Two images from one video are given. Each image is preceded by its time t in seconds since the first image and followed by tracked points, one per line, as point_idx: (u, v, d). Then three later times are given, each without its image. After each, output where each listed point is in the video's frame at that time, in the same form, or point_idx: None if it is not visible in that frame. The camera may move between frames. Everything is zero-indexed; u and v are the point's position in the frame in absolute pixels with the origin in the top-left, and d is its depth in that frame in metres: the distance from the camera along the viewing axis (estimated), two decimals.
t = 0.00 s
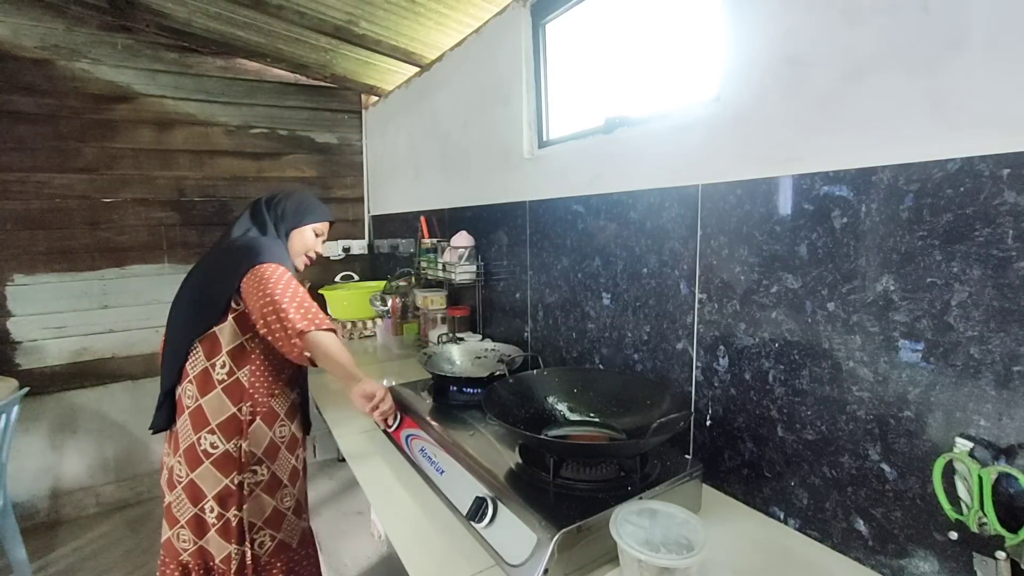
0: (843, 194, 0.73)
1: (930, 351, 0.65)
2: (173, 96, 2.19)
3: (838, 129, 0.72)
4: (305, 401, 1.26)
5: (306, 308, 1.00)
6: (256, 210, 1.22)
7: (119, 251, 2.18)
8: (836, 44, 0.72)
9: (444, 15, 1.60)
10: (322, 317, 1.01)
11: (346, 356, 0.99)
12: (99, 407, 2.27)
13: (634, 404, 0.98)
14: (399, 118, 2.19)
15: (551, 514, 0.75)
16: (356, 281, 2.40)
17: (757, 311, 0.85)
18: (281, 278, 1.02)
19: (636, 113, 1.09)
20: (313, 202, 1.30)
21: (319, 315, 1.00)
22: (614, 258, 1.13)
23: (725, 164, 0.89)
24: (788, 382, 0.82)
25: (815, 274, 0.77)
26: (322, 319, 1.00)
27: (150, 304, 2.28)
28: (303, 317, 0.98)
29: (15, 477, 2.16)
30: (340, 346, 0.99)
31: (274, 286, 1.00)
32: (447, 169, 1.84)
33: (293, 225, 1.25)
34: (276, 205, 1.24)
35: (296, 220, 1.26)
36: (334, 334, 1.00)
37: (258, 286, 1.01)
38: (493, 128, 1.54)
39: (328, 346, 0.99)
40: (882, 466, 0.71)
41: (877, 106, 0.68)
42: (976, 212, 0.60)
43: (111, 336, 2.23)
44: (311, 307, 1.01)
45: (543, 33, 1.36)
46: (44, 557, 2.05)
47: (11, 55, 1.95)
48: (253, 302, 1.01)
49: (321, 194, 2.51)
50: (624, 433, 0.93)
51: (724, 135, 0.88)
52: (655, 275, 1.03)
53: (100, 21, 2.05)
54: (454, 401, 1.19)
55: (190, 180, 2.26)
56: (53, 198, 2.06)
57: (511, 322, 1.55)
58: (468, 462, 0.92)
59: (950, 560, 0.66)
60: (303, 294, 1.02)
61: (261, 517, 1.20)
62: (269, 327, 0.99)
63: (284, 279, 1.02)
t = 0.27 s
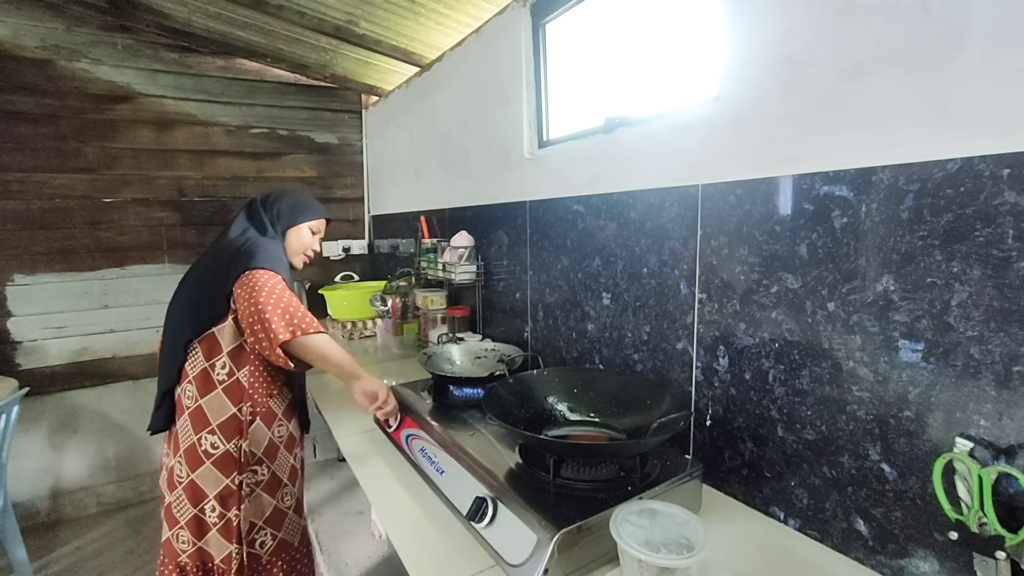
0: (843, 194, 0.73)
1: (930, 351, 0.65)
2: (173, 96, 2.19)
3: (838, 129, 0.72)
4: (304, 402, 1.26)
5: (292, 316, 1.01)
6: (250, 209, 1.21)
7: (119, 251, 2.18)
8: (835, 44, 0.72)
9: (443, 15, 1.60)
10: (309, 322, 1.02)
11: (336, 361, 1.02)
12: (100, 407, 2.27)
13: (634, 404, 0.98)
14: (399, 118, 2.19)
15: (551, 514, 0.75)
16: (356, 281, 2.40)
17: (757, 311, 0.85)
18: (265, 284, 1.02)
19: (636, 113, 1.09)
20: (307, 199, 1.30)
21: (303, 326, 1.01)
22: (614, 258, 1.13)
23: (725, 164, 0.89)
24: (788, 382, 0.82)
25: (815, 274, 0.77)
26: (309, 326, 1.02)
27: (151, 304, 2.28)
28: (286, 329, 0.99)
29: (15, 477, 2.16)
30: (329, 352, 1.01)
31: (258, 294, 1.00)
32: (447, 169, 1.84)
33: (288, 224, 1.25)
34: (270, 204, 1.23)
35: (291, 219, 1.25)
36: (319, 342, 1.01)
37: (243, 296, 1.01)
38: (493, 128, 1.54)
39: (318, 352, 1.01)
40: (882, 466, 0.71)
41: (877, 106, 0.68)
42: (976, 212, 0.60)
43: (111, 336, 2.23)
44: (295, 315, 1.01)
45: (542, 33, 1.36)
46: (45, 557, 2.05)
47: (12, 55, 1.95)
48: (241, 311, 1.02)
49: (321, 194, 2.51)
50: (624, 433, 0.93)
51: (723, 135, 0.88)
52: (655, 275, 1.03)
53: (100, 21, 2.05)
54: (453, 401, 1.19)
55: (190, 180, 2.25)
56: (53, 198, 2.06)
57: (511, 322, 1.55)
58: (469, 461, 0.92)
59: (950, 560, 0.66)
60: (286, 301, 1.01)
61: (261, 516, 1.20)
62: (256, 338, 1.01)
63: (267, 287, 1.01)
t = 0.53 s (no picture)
0: (842, 194, 0.73)
1: (930, 351, 0.65)
2: (173, 96, 2.19)
3: (838, 129, 0.72)
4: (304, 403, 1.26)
5: (293, 319, 1.01)
6: (249, 209, 1.21)
7: (119, 251, 2.18)
8: (835, 44, 0.72)
9: (444, 15, 1.60)
10: (310, 325, 1.02)
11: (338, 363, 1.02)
12: (100, 407, 2.27)
13: (634, 404, 0.98)
14: (399, 118, 2.19)
15: (551, 514, 0.75)
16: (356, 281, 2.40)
17: (757, 311, 0.85)
18: (265, 287, 1.01)
19: (636, 113, 1.09)
20: (305, 198, 1.30)
21: (301, 329, 1.01)
22: (614, 258, 1.13)
23: (725, 164, 0.89)
24: (788, 382, 0.82)
25: (815, 274, 0.77)
26: (310, 329, 1.02)
27: (151, 304, 2.28)
28: (285, 332, 0.99)
29: (15, 477, 2.16)
30: (330, 355, 1.02)
31: (258, 297, 1.00)
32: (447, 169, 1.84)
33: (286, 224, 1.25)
34: (269, 202, 1.23)
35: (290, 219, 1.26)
36: (319, 344, 1.02)
37: (243, 298, 1.01)
38: (493, 128, 1.54)
39: (319, 354, 1.02)
40: (882, 466, 0.71)
41: (876, 107, 0.68)
42: (976, 212, 0.60)
43: (111, 336, 2.23)
44: (294, 318, 1.01)
45: (542, 33, 1.36)
46: (45, 557, 2.05)
47: (12, 55, 1.95)
48: (241, 314, 1.02)
49: (321, 194, 2.51)
50: (624, 433, 0.93)
51: (723, 135, 0.88)
52: (655, 275, 1.03)
53: (100, 21, 2.05)
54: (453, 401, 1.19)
55: (190, 180, 2.25)
56: (53, 198, 2.06)
57: (511, 322, 1.55)
58: (469, 461, 0.92)
59: (950, 560, 0.66)
60: (285, 304, 1.01)
61: (263, 517, 1.20)
62: (256, 341, 1.01)
63: (266, 289, 1.01)
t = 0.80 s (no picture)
0: (842, 194, 0.73)
1: (930, 351, 0.65)
2: (173, 96, 2.19)
3: (838, 129, 0.72)
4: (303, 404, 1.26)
5: (291, 320, 1.01)
6: (248, 208, 1.21)
7: (119, 251, 2.18)
8: (835, 44, 0.72)
9: (444, 15, 1.60)
10: (309, 326, 1.03)
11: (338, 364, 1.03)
12: (100, 407, 2.27)
13: (634, 404, 0.98)
14: (399, 118, 2.19)
15: (551, 513, 0.75)
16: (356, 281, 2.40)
17: (757, 311, 0.85)
18: (264, 289, 1.01)
19: (636, 113, 1.09)
20: (306, 198, 1.30)
21: (299, 331, 1.01)
22: (614, 258, 1.13)
23: (724, 164, 0.89)
24: (788, 382, 0.82)
25: (815, 274, 0.77)
26: (309, 330, 1.02)
27: (151, 304, 2.28)
28: (282, 334, 0.99)
29: (15, 477, 2.16)
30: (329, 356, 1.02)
31: (257, 299, 1.00)
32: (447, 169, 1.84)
33: (286, 224, 1.25)
34: (269, 202, 1.23)
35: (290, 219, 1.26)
36: (317, 346, 1.02)
37: (241, 299, 1.01)
38: (493, 128, 1.54)
39: (319, 355, 1.02)
40: (882, 466, 0.71)
41: (876, 107, 0.68)
42: (976, 212, 0.60)
43: (111, 336, 2.23)
44: (293, 319, 1.01)
45: (542, 33, 1.36)
46: (45, 557, 2.05)
47: (12, 55, 1.95)
48: (240, 316, 1.02)
49: (321, 194, 2.51)
50: (624, 433, 0.93)
51: (723, 135, 0.89)
52: (655, 275, 1.03)
53: (100, 21, 2.05)
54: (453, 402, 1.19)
55: (190, 180, 2.25)
56: (54, 198, 2.06)
57: (511, 322, 1.55)
58: (469, 462, 0.92)
59: (950, 560, 0.66)
60: (283, 305, 1.01)
61: (262, 519, 1.20)
62: (254, 342, 1.01)
63: (264, 291, 1.01)
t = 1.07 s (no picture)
0: (843, 194, 0.73)
1: (930, 351, 0.65)
2: (173, 96, 2.19)
3: (838, 129, 0.72)
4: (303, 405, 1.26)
5: (290, 323, 1.01)
6: (248, 209, 1.21)
7: (119, 251, 2.18)
8: (835, 44, 0.72)
9: (444, 15, 1.60)
10: (309, 329, 1.03)
11: (337, 367, 1.03)
12: (100, 407, 2.27)
13: (634, 404, 0.98)
14: (399, 118, 2.19)
15: (551, 513, 0.75)
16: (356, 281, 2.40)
17: (757, 311, 0.85)
18: (263, 292, 1.01)
19: (636, 113, 1.09)
20: (306, 198, 1.30)
21: (297, 334, 1.01)
22: (614, 258, 1.13)
23: (725, 164, 0.89)
24: (788, 382, 0.82)
25: (815, 274, 0.77)
26: (308, 333, 1.02)
27: (151, 304, 2.27)
28: (280, 337, 1.00)
29: (15, 477, 2.16)
30: (329, 358, 1.03)
31: (255, 302, 1.00)
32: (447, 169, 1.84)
33: (286, 224, 1.25)
34: (269, 202, 1.23)
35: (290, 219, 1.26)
36: (315, 348, 1.02)
37: (239, 302, 1.01)
38: (493, 128, 1.54)
39: (318, 358, 1.02)
40: (882, 466, 0.71)
41: (876, 107, 0.68)
42: (976, 212, 0.60)
43: (112, 336, 2.23)
44: (291, 322, 1.01)
45: (542, 33, 1.36)
46: (45, 557, 2.05)
47: (12, 55, 1.95)
48: (238, 318, 1.01)
49: (321, 194, 2.51)
50: (625, 433, 0.93)
51: (723, 135, 0.89)
52: (655, 275, 1.03)
53: (100, 21, 2.05)
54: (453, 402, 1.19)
55: (190, 180, 2.25)
56: (54, 198, 2.06)
57: (511, 322, 1.55)
58: (469, 462, 0.92)
59: (950, 560, 0.66)
60: (280, 308, 1.01)
61: (263, 519, 1.20)
62: (253, 345, 1.02)
63: (262, 293, 1.01)
